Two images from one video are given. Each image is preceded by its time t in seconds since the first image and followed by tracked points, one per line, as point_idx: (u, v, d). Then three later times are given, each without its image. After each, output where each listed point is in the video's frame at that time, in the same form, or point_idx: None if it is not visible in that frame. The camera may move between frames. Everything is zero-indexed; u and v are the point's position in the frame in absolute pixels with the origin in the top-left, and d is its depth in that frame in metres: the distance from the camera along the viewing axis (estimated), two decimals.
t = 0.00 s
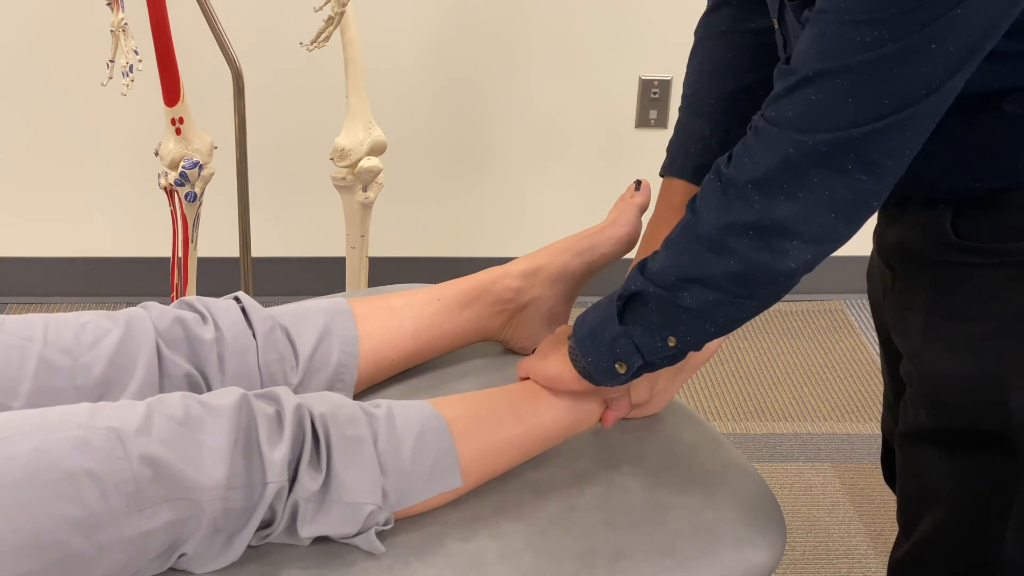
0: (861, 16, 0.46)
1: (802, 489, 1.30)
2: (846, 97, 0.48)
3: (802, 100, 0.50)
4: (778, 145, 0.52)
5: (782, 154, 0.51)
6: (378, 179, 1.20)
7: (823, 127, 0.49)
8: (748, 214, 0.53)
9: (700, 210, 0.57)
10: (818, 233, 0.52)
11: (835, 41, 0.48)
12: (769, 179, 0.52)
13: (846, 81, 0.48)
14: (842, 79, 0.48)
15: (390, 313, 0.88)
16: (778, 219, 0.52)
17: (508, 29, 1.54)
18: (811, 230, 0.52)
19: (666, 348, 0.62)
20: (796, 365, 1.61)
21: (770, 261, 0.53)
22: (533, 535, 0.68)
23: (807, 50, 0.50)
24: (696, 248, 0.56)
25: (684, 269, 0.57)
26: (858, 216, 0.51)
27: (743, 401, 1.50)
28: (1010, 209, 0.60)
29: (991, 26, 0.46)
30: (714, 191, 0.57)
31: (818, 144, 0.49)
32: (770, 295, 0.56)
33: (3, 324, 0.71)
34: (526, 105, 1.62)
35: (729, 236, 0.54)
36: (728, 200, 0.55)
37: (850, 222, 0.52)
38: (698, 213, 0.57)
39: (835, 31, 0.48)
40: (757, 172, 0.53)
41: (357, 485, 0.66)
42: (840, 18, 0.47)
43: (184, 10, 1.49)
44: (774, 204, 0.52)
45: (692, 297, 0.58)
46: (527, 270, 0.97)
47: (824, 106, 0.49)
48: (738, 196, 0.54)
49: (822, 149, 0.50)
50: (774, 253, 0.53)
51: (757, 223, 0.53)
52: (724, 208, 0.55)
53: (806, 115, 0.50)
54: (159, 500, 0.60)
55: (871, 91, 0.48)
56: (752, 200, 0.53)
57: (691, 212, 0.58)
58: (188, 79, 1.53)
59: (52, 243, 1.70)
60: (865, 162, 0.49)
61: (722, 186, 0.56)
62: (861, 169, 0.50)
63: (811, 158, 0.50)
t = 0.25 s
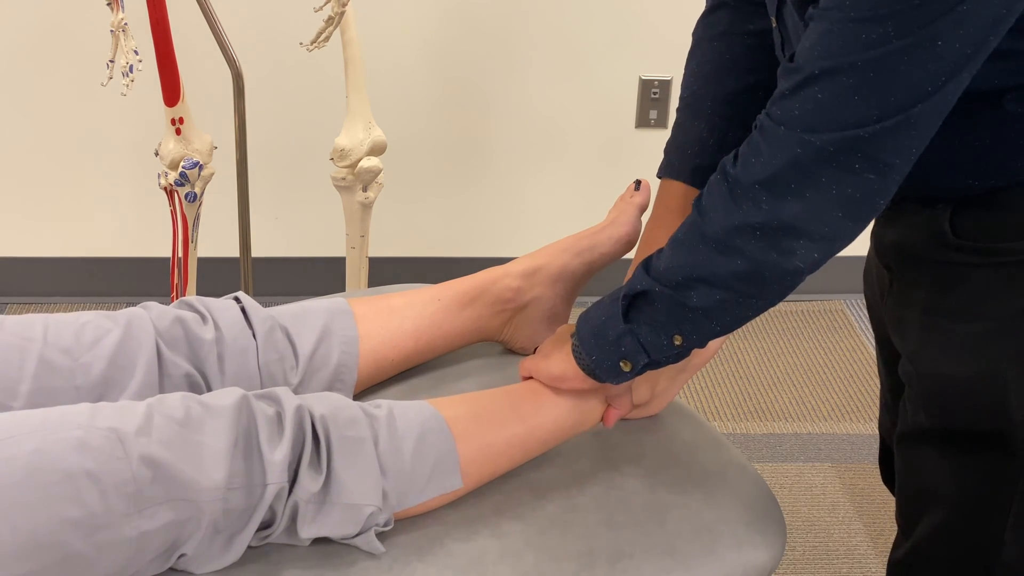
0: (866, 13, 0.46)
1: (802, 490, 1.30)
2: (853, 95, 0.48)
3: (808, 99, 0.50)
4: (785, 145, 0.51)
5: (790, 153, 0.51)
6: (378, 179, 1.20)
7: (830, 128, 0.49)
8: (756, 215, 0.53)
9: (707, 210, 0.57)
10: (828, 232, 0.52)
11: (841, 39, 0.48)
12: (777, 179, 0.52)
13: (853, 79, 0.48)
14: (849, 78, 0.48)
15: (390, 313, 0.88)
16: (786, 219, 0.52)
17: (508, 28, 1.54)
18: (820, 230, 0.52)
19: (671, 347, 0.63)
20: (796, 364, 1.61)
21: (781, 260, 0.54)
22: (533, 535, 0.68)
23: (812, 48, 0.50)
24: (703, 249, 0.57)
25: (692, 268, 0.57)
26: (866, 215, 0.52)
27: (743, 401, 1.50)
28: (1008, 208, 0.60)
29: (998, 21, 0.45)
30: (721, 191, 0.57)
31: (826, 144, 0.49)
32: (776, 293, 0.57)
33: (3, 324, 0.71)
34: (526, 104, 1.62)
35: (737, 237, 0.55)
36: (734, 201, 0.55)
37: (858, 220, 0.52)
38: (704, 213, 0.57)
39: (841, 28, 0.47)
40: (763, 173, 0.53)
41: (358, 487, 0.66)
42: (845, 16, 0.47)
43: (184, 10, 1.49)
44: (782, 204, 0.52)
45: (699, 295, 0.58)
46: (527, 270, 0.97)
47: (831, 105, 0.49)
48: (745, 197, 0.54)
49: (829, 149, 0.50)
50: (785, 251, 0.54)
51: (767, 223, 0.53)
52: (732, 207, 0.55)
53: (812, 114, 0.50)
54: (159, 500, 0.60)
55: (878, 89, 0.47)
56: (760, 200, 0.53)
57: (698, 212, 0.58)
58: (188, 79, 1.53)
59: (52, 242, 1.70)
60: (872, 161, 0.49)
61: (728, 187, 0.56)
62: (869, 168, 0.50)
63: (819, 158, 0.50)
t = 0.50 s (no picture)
0: (867, 14, 0.46)
1: (802, 490, 1.30)
2: (855, 96, 0.48)
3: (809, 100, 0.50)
4: (786, 146, 0.51)
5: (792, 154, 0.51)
6: (378, 179, 1.20)
7: (832, 128, 0.49)
8: (757, 216, 0.53)
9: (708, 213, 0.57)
10: (830, 234, 0.52)
11: (843, 40, 0.48)
12: (779, 181, 0.52)
13: (854, 80, 0.48)
14: (851, 78, 0.48)
15: (390, 313, 0.88)
16: (788, 221, 0.52)
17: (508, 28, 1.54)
18: (821, 231, 0.52)
19: (672, 348, 0.63)
20: (796, 364, 1.61)
21: (782, 260, 0.54)
22: (533, 535, 0.68)
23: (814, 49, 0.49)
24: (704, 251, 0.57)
25: (693, 270, 0.57)
26: (866, 214, 0.52)
27: (743, 401, 1.50)
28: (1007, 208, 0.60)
29: (999, 21, 0.45)
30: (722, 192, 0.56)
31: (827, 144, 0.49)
32: (777, 294, 0.57)
33: (3, 323, 0.71)
34: (526, 104, 1.62)
35: (739, 239, 0.54)
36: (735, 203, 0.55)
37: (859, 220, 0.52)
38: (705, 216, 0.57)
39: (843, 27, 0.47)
40: (765, 175, 0.53)
41: (358, 487, 0.66)
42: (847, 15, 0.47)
43: (184, 10, 1.49)
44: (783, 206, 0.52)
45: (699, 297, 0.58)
46: (527, 270, 0.97)
47: (829, 104, 0.49)
48: (746, 198, 0.54)
49: (832, 149, 0.50)
50: (785, 254, 0.54)
51: (768, 224, 0.53)
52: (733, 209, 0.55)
53: (813, 116, 0.50)
54: (159, 500, 0.60)
55: (879, 89, 0.47)
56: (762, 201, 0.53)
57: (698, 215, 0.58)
58: (188, 79, 1.53)
59: (52, 242, 1.70)
60: (873, 162, 0.49)
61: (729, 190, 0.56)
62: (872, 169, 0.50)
63: (821, 159, 0.50)
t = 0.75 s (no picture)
0: (869, 15, 0.46)
1: (802, 489, 1.30)
2: (858, 96, 0.48)
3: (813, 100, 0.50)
4: (790, 146, 0.51)
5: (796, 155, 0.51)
6: (378, 179, 1.20)
7: (836, 129, 0.49)
8: (761, 217, 0.53)
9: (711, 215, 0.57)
10: (835, 234, 0.52)
11: (845, 40, 0.48)
12: (782, 181, 0.52)
13: (855, 81, 0.48)
14: (853, 79, 0.48)
15: (390, 313, 0.88)
16: (792, 221, 0.52)
17: (508, 28, 1.54)
18: (826, 231, 0.52)
19: (675, 348, 0.63)
20: (796, 364, 1.61)
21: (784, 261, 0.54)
22: (533, 535, 0.68)
23: (817, 50, 0.49)
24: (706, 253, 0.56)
25: (697, 271, 0.57)
26: (867, 216, 0.52)
27: (742, 401, 1.50)
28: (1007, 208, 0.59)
29: (999, 20, 0.45)
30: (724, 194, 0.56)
31: (831, 145, 0.49)
32: (780, 294, 0.57)
33: (3, 323, 0.71)
34: (526, 104, 1.62)
35: (742, 239, 0.54)
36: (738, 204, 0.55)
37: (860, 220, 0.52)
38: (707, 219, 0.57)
39: (847, 27, 0.47)
40: (768, 176, 0.53)
41: (357, 487, 0.66)
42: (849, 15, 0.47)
43: (184, 10, 1.49)
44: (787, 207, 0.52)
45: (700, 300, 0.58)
46: (526, 270, 0.97)
47: (834, 105, 0.49)
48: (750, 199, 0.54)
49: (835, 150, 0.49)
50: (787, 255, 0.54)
51: (771, 225, 0.53)
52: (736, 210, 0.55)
53: (818, 116, 0.50)
54: (159, 500, 0.60)
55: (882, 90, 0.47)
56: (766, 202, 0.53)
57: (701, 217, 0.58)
58: (188, 79, 1.53)
59: (52, 242, 1.70)
60: (876, 162, 0.49)
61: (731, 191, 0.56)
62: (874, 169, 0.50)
63: (826, 159, 0.50)
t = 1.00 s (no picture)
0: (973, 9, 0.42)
1: (802, 489, 1.31)
2: (943, 118, 0.44)
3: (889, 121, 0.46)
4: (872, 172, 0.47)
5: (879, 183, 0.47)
6: (378, 179, 1.20)
7: (924, 154, 0.45)
8: (842, 248, 0.49)
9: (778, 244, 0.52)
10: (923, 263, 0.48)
11: (949, 40, 0.43)
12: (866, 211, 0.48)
13: (967, 88, 0.43)
14: (944, 102, 0.44)
15: (391, 313, 0.88)
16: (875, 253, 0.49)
17: (508, 28, 1.54)
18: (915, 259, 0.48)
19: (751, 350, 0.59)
20: (796, 364, 1.61)
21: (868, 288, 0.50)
22: (533, 535, 0.68)
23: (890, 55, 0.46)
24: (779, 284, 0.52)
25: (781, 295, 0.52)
26: (970, 242, 0.47)
27: (742, 401, 1.50)
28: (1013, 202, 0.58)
29: None
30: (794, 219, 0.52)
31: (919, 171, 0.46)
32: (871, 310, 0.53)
33: (3, 323, 0.71)
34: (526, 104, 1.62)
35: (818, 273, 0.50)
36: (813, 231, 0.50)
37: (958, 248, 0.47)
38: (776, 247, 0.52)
39: (918, 41, 0.44)
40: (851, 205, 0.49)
41: (358, 489, 0.66)
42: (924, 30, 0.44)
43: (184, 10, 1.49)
44: (872, 237, 0.48)
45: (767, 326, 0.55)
46: (527, 270, 0.97)
47: (918, 129, 0.45)
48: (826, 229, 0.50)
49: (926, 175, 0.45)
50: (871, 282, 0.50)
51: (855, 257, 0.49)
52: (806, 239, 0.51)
53: (927, 130, 0.45)
54: (159, 502, 0.60)
55: (995, 97, 0.43)
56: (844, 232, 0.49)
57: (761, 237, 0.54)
58: (188, 79, 1.53)
59: (52, 242, 1.70)
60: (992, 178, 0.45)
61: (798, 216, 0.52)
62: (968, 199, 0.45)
63: (911, 185, 0.46)
